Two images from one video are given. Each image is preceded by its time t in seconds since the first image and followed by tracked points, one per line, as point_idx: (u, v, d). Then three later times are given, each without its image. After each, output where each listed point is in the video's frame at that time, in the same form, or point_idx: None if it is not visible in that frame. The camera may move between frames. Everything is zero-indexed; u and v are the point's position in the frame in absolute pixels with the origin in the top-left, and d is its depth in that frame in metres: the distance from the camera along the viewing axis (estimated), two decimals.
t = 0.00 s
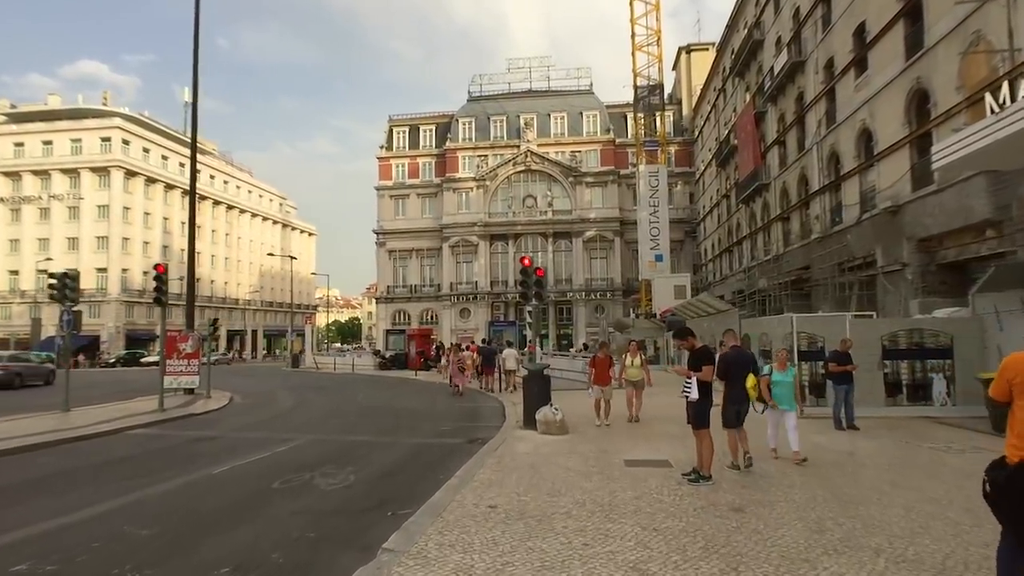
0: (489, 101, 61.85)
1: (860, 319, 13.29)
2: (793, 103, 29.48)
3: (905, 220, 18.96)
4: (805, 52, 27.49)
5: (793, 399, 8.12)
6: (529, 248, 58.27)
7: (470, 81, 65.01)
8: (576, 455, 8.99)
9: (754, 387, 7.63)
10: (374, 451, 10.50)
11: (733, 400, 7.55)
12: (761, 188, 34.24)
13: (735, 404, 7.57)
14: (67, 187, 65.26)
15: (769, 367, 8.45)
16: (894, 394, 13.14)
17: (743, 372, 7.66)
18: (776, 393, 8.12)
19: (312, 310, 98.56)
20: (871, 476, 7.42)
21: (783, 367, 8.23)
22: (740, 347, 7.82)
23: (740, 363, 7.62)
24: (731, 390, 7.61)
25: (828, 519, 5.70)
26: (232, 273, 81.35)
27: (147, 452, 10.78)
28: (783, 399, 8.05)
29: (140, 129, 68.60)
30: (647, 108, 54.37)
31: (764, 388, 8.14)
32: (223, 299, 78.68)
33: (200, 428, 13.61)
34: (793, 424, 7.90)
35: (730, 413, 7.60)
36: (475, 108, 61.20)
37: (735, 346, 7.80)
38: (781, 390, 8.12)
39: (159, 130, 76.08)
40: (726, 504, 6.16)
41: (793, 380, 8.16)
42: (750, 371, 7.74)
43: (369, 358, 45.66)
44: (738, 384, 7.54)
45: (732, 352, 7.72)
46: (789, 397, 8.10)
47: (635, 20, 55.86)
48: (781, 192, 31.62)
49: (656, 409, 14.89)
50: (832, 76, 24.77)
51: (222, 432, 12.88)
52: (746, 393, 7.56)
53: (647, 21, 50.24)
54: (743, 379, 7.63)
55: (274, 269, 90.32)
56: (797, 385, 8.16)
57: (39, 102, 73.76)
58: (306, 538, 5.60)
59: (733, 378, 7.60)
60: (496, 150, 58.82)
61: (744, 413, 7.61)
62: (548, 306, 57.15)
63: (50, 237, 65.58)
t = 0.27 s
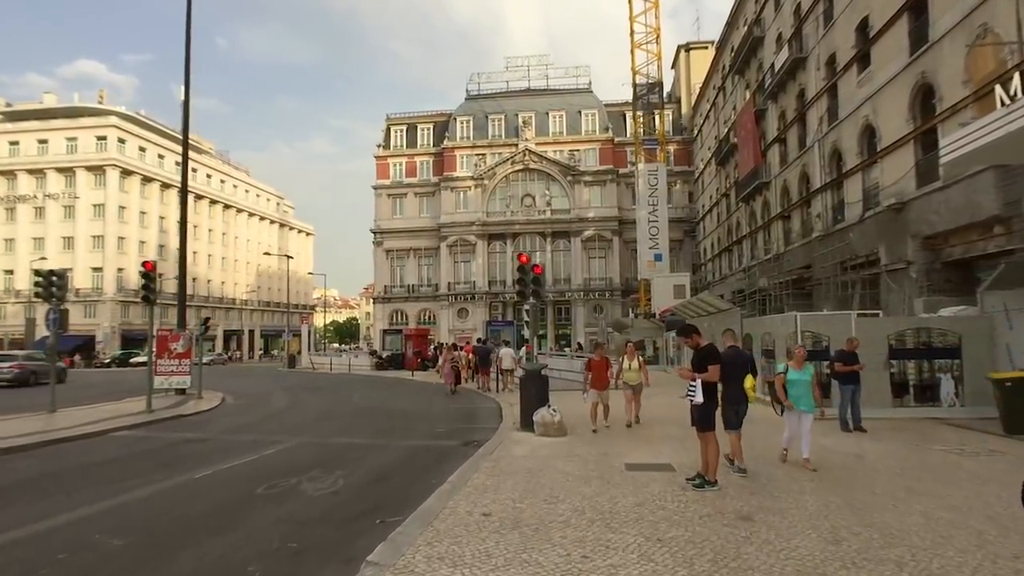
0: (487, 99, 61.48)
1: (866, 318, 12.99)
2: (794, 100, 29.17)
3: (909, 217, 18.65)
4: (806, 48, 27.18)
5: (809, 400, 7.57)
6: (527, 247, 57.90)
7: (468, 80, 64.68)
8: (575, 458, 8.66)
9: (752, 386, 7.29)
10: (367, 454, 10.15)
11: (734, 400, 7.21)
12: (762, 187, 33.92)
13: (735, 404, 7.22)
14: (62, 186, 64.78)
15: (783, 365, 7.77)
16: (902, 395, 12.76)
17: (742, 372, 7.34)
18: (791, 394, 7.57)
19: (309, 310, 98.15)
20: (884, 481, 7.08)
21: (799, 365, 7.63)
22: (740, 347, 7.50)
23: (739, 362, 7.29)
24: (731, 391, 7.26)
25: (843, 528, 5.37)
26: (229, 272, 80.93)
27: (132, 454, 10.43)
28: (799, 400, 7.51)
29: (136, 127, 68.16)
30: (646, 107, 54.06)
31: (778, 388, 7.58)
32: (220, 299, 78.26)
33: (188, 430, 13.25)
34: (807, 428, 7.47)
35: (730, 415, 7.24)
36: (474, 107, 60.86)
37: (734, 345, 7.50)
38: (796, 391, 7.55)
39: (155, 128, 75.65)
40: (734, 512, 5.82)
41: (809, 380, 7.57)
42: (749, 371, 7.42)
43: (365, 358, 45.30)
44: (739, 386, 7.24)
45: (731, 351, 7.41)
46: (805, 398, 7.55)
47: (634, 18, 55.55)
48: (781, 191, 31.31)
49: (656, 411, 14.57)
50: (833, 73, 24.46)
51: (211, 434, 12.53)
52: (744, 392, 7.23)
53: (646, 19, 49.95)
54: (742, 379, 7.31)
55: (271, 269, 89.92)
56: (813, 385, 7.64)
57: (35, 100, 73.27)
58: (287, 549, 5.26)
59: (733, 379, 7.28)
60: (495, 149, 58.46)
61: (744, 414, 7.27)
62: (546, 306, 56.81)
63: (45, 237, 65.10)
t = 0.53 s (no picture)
0: (486, 98, 61.16)
1: (873, 318, 12.68)
2: (795, 98, 28.89)
3: (914, 214, 18.34)
4: (807, 45, 26.89)
5: (827, 406, 7.03)
6: (526, 246, 57.58)
7: (467, 79, 64.35)
8: (575, 464, 8.34)
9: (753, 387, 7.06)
10: (361, 459, 9.80)
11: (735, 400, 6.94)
12: (762, 186, 33.64)
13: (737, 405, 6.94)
14: (58, 185, 64.32)
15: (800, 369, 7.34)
16: (910, 396, 12.43)
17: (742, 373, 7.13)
18: (806, 399, 7.04)
19: (307, 309, 97.76)
20: (898, 488, 6.77)
21: (815, 369, 7.15)
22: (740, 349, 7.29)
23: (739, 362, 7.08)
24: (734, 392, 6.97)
25: (862, 543, 5.04)
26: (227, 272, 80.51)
27: (117, 459, 10.09)
28: (814, 406, 6.98)
29: (133, 126, 67.73)
30: (645, 105, 53.78)
31: (791, 392, 7.10)
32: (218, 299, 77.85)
33: (177, 433, 12.92)
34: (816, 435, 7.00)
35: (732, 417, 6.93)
36: (472, 105, 60.52)
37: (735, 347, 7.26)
38: (813, 396, 7.02)
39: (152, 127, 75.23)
40: (744, 524, 5.48)
41: (826, 384, 7.06)
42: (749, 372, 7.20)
43: (363, 358, 44.95)
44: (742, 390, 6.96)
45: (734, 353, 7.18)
46: (822, 404, 7.01)
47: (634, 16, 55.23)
48: (782, 189, 31.02)
49: (657, 413, 14.26)
50: (836, 69, 24.16)
51: (200, 437, 12.20)
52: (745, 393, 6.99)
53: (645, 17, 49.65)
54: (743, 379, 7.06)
55: (269, 268, 89.53)
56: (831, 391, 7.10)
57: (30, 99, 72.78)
58: (268, 566, 4.91)
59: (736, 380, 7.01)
60: (493, 148, 58.12)
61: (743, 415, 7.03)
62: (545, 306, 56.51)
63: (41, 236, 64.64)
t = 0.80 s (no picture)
0: (485, 96, 60.75)
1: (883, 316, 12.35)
2: (797, 94, 28.55)
3: (920, 211, 17.99)
4: (810, 41, 26.53)
5: (845, 412, 6.67)
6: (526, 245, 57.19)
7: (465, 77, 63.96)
8: (577, 468, 7.99)
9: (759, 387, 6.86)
10: (354, 462, 9.44)
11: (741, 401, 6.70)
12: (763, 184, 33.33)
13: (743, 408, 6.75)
14: (54, 184, 63.87)
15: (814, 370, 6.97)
16: (921, 397, 12.10)
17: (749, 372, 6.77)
18: (821, 404, 6.72)
19: (306, 309, 97.41)
20: (917, 495, 6.42)
21: (833, 371, 6.79)
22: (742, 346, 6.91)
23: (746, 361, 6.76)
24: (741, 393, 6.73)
25: (886, 556, 4.68)
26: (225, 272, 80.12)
27: (100, 463, 9.72)
28: (831, 411, 6.65)
29: (131, 125, 67.29)
30: (645, 103, 53.44)
31: (806, 397, 6.78)
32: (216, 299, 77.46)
33: (165, 435, 12.55)
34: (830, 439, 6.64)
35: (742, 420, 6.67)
36: (471, 103, 60.11)
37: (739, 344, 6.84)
38: (829, 401, 6.69)
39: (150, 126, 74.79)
40: (758, 535, 5.13)
41: (844, 388, 6.70)
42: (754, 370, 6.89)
43: (361, 358, 44.58)
44: (749, 386, 6.69)
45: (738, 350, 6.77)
46: (839, 409, 6.67)
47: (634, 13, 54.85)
48: (784, 187, 30.70)
49: (659, 414, 13.93)
50: (840, 65, 23.81)
51: (189, 440, 11.82)
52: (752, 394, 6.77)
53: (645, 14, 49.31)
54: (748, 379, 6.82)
55: (267, 267, 89.17)
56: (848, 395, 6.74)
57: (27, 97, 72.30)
58: None
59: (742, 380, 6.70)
60: (492, 146, 57.71)
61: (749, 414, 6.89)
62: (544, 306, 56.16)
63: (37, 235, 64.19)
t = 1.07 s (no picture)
0: (484, 96, 60.42)
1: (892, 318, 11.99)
2: (800, 92, 28.19)
3: (927, 210, 17.66)
4: (813, 38, 26.18)
5: (864, 418, 6.29)
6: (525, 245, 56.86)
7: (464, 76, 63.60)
8: (578, 477, 7.63)
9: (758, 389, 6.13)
10: (345, 469, 9.09)
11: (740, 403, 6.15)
12: (765, 183, 33.00)
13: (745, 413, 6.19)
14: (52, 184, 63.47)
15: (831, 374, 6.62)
16: (933, 400, 11.74)
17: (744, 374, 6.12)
18: (839, 409, 6.34)
19: (305, 309, 97.09)
20: (938, 508, 6.07)
21: (852, 375, 6.42)
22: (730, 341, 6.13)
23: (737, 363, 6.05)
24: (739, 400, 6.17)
25: None
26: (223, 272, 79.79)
27: (84, 470, 9.37)
28: (848, 417, 6.28)
29: (128, 125, 66.88)
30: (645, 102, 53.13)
31: (822, 401, 6.40)
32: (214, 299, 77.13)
33: (154, 440, 12.18)
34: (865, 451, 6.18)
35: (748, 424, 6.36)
36: (470, 102, 59.77)
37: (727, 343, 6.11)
38: (847, 406, 6.31)
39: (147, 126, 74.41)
40: (773, 553, 4.78)
41: (864, 393, 6.32)
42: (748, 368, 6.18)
43: (359, 359, 44.25)
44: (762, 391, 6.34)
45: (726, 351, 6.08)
46: (857, 415, 6.29)
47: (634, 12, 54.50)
48: (787, 187, 30.35)
49: (662, 418, 13.59)
50: (844, 62, 23.46)
51: (178, 445, 11.45)
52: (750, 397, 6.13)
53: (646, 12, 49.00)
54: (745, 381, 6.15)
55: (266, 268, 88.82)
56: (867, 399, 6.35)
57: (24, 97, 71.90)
58: None
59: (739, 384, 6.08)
60: (491, 146, 57.33)
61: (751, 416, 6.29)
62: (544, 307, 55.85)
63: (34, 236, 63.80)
